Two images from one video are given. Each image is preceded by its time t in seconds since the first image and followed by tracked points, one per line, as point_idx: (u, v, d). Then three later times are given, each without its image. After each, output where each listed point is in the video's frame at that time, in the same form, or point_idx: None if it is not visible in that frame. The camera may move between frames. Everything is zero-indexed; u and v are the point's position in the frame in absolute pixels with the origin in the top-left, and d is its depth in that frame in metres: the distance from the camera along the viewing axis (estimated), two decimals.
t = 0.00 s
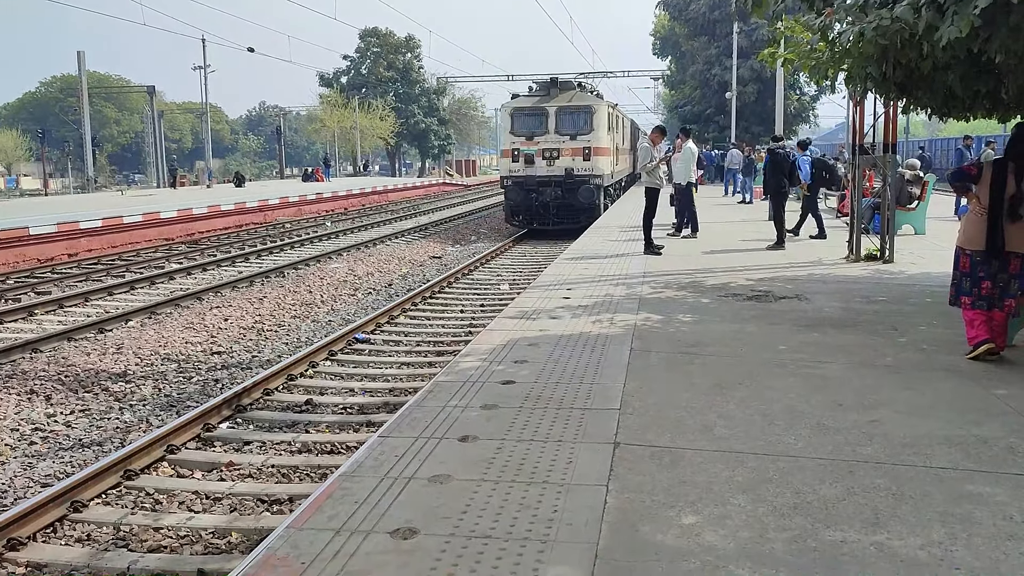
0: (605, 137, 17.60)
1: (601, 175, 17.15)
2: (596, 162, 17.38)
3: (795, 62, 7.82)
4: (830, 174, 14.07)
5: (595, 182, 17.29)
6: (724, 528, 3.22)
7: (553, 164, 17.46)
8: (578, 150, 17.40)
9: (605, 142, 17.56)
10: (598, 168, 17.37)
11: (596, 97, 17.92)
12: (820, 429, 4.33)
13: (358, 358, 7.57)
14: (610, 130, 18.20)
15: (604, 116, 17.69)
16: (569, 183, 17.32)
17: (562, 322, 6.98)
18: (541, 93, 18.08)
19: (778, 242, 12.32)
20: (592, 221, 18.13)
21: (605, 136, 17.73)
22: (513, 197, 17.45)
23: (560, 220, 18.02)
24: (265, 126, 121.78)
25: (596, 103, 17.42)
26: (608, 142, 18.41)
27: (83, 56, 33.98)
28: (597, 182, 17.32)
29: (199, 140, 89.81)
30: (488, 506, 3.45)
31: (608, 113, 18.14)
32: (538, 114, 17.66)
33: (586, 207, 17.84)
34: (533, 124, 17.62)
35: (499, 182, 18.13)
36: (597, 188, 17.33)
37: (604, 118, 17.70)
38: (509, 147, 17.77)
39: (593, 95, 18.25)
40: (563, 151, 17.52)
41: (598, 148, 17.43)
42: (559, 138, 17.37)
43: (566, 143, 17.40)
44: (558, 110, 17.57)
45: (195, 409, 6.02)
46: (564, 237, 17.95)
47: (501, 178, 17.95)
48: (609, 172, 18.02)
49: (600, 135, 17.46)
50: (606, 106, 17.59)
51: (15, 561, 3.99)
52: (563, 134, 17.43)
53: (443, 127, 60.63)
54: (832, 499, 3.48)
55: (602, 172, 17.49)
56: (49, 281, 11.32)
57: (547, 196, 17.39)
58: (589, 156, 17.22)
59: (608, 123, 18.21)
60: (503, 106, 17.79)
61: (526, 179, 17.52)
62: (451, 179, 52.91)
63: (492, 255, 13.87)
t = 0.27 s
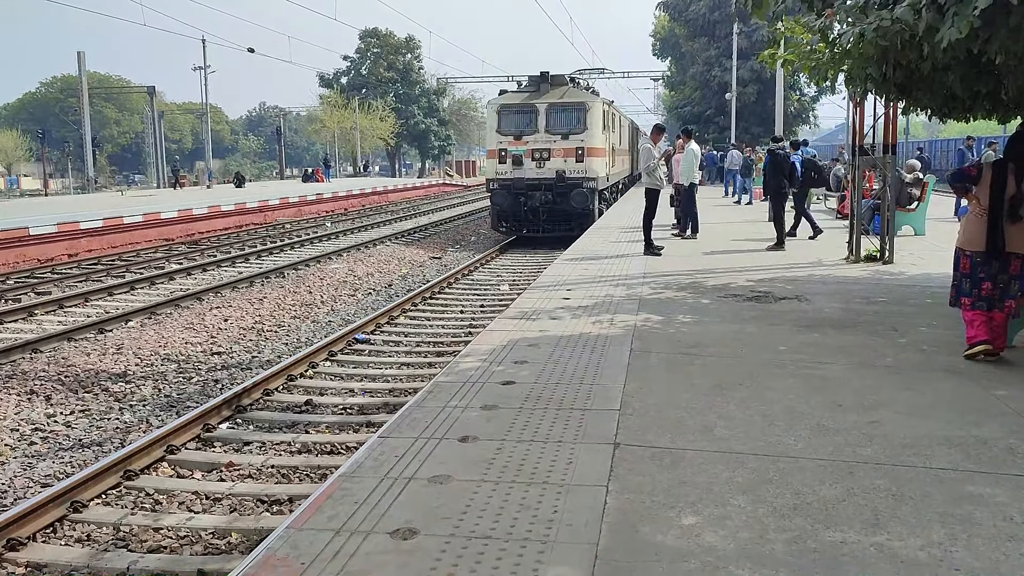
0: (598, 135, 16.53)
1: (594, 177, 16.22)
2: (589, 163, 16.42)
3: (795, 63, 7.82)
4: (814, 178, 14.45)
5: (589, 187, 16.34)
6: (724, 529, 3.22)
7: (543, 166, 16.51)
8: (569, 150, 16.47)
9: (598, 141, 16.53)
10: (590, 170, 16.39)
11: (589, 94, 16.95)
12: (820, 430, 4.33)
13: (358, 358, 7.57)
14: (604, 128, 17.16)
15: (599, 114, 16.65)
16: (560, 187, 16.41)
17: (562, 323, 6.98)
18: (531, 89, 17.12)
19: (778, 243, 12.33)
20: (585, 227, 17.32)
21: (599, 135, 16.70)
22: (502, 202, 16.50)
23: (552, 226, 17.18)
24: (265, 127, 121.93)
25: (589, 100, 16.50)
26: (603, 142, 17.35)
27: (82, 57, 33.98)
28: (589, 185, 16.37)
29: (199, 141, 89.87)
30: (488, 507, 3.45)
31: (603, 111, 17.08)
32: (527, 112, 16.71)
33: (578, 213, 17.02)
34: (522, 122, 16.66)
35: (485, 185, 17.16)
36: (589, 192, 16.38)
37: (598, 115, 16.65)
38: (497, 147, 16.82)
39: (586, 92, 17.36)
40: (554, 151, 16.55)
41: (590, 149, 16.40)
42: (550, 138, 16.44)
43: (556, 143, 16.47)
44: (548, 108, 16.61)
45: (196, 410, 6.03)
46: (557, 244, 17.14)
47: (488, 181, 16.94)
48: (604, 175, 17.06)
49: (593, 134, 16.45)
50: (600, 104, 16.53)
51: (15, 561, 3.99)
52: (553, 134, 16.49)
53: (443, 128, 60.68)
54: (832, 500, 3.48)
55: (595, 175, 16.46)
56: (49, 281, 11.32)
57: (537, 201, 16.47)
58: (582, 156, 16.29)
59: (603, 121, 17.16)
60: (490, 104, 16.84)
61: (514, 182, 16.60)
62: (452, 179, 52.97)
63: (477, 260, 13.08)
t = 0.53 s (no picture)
0: (591, 136, 15.47)
1: (586, 181, 15.12)
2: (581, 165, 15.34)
3: (794, 65, 7.83)
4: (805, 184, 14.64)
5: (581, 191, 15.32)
6: (723, 531, 3.22)
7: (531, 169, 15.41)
8: (560, 152, 15.38)
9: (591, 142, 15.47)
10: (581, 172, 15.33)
11: (581, 91, 15.83)
12: (820, 432, 4.33)
13: (357, 360, 7.57)
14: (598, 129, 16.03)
15: (593, 114, 15.59)
16: (548, 192, 15.31)
17: (561, 325, 6.99)
18: (519, 87, 16.09)
19: (777, 245, 12.34)
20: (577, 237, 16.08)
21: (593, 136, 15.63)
22: (485, 208, 15.39)
23: (540, 235, 15.93)
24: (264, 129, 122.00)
25: (579, 98, 15.41)
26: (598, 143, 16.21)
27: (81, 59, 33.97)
28: (580, 190, 15.31)
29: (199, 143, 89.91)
30: (487, 509, 3.45)
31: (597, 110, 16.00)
32: (514, 110, 15.68)
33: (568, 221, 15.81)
34: (507, 121, 15.61)
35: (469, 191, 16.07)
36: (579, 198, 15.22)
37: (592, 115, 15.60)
38: (481, 149, 15.80)
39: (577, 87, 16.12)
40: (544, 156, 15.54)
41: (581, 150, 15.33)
42: (538, 139, 15.37)
43: (545, 143, 15.40)
44: (537, 106, 15.54)
45: (195, 411, 6.02)
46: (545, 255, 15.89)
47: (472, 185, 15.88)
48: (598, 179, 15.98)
49: (585, 134, 15.35)
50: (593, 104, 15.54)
51: (13, 563, 3.99)
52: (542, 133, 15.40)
53: (442, 130, 60.71)
54: (831, 502, 3.48)
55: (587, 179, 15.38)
56: (48, 283, 11.32)
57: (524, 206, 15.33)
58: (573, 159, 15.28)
59: (599, 122, 16.13)
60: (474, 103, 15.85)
61: (499, 187, 15.46)
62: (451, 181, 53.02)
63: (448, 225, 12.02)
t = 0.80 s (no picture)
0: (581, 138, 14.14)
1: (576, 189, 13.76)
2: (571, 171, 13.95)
3: (792, 68, 7.85)
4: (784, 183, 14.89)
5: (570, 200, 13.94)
6: (720, 534, 3.22)
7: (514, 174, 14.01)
8: (547, 155, 13.98)
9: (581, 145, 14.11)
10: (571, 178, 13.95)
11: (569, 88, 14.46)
12: (817, 434, 4.34)
13: (355, 364, 7.57)
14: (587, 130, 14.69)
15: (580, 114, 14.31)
16: (533, 200, 13.94)
17: (559, 328, 6.99)
18: (501, 83, 14.69)
19: (775, 248, 12.35)
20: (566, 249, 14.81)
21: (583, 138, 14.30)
22: (463, 217, 14.00)
23: (525, 246, 14.70)
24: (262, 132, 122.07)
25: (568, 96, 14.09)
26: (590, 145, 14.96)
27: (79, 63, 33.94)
28: (568, 197, 13.89)
29: (197, 147, 89.92)
30: (485, 512, 3.45)
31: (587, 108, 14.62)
32: (496, 110, 14.33)
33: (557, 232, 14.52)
34: (489, 121, 14.26)
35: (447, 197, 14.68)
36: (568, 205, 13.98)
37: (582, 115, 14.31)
38: (459, 151, 14.32)
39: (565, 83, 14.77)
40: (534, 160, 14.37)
41: (570, 154, 14.00)
42: (522, 141, 13.97)
43: (531, 146, 14.00)
44: (522, 105, 14.16)
45: (192, 415, 6.02)
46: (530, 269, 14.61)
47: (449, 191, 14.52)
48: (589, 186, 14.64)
49: (574, 136, 14.03)
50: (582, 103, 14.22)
51: (10, 567, 3.98)
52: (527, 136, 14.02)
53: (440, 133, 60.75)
54: (828, 504, 3.49)
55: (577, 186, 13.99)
56: (46, 287, 11.32)
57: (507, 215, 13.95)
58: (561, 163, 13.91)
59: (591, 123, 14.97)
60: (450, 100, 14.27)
61: (479, 194, 14.07)
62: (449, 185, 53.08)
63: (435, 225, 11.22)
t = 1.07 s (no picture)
0: (570, 141, 12.37)
1: (562, 198, 11.91)
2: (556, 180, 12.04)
3: (787, 74, 7.87)
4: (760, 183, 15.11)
5: (556, 211, 12.01)
6: (715, 538, 3.23)
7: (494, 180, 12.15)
8: (530, 161, 12.14)
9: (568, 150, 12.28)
10: (556, 186, 12.06)
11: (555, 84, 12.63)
12: (812, 438, 4.35)
13: (352, 370, 7.56)
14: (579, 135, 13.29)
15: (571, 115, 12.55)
16: (513, 211, 12.12)
17: (555, 333, 6.99)
18: (476, 78, 12.83)
19: (771, 253, 12.37)
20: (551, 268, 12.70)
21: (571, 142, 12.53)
22: (433, 231, 12.13)
23: (502, 263, 12.62)
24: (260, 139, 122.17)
25: (553, 92, 12.25)
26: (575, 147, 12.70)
27: (75, 69, 33.91)
28: (553, 207, 12.01)
29: (194, 153, 89.92)
30: (480, 517, 3.45)
31: (576, 108, 12.89)
32: (470, 109, 12.42)
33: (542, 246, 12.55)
34: (461, 122, 12.42)
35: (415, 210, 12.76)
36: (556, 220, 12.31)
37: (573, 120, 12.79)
38: (427, 155, 12.49)
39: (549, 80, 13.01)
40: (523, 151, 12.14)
41: (554, 159, 12.09)
42: (500, 144, 12.18)
43: (509, 150, 12.19)
44: (500, 104, 12.35)
45: (188, 422, 6.00)
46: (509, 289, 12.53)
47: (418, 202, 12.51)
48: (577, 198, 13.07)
49: (560, 139, 12.16)
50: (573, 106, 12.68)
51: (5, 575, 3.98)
52: (506, 140, 12.20)
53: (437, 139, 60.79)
54: (822, 509, 3.49)
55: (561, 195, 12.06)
56: (42, 294, 11.31)
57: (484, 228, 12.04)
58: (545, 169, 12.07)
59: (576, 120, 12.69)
60: (419, 102, 12.72)
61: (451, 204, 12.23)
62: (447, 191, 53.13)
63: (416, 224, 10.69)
